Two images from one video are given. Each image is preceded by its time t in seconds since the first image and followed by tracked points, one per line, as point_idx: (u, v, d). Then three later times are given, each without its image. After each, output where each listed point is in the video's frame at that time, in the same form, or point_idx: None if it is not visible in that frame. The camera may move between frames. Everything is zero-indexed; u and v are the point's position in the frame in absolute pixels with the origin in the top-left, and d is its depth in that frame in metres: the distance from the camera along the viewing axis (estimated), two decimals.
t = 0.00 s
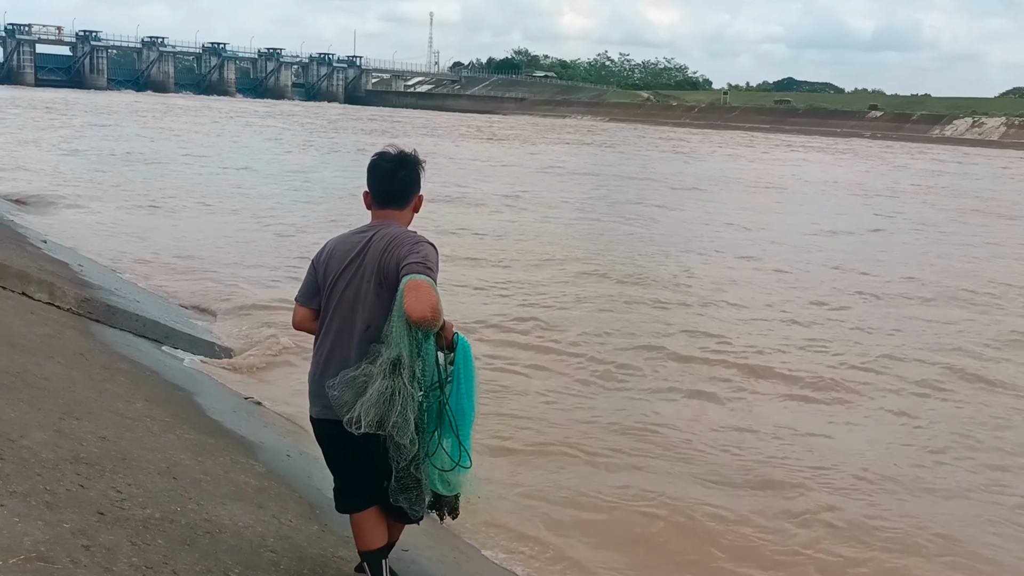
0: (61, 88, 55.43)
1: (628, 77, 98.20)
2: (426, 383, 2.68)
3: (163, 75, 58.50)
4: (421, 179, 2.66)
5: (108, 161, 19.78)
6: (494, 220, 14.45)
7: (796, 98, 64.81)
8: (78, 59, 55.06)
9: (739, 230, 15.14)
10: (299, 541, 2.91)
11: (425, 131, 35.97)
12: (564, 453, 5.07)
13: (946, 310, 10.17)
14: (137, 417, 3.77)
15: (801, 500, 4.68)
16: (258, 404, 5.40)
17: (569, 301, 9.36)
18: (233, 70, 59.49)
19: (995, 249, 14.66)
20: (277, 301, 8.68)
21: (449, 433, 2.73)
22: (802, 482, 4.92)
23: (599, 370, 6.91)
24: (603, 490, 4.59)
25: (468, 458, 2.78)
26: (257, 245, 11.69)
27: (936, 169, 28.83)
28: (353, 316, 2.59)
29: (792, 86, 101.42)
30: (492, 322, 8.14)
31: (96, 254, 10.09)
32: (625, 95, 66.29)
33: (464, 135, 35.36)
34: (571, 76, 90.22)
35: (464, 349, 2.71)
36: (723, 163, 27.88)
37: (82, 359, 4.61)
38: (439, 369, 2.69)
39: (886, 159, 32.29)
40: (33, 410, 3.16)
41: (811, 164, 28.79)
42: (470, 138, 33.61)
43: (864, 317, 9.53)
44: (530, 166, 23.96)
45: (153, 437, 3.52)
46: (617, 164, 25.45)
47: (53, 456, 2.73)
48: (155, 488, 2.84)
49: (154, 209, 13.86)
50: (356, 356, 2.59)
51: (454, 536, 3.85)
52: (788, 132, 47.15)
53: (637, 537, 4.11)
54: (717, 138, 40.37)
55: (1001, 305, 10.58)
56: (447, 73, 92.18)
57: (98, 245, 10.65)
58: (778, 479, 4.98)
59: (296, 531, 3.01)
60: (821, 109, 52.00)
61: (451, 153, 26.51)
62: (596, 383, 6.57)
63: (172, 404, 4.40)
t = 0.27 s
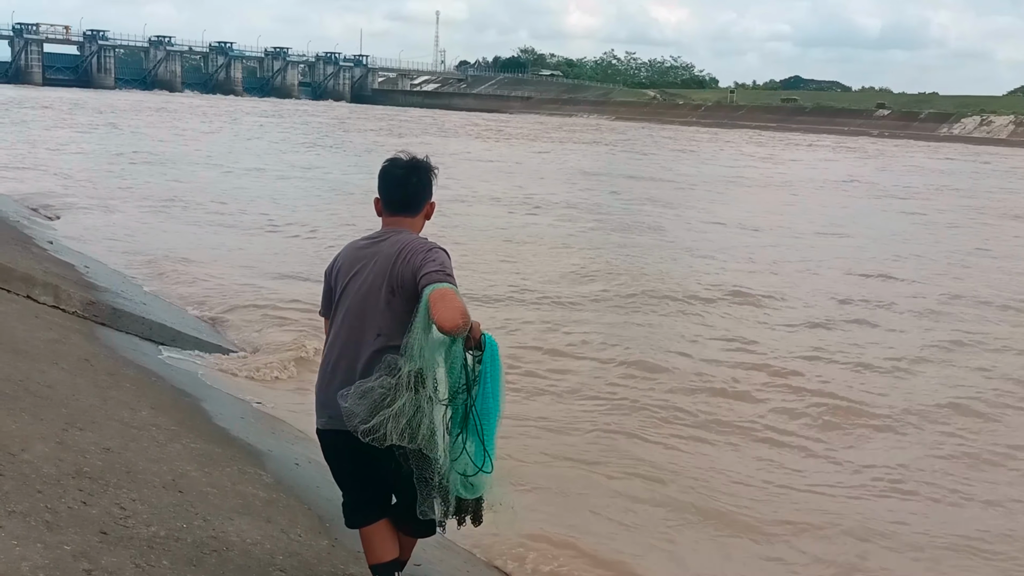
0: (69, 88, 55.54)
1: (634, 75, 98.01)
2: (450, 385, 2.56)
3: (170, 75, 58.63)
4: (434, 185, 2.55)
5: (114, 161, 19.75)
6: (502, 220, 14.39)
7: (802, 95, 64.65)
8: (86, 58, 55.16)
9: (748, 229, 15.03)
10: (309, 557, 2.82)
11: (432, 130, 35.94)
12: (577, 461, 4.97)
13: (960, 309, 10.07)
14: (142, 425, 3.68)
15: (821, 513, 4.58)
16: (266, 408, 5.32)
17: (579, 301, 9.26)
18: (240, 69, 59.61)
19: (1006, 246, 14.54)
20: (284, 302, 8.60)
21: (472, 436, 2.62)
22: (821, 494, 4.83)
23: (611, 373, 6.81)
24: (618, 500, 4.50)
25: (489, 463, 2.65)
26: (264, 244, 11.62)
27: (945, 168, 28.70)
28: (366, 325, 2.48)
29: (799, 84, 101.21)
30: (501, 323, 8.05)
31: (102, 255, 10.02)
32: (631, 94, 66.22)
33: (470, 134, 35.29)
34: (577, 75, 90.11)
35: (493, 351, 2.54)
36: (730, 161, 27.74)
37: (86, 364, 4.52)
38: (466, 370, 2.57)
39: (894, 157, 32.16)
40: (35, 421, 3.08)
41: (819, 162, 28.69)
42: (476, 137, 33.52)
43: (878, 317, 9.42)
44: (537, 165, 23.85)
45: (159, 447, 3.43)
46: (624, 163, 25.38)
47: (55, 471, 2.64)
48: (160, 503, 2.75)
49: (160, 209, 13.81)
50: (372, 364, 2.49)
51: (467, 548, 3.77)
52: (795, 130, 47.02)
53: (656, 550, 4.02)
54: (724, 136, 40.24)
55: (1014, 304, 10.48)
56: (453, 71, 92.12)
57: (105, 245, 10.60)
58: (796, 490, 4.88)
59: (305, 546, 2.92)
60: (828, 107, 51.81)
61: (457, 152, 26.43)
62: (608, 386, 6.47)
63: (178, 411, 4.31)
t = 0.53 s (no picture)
0: (75, 87, 55.64)
1: (639, 74, 97.91)
2: (495, 364, 2.64)
3: (176, 74, 58.68)
4: (450, 187, 2.48)
5: (120, 160, 19.72)
6: (509, 220, 14.32)
7: (809, 94, 64.47)
8: (92, 58, 55.27)
9: (756, 229, 14.93)
10: (318, 569, 2.76)
11: (437, 129, 35.90)
12: (590, 466, 4.90)
13: (972, 308, 9.98)
14: (149, 431, 3.61)
15: (838, 522, 4.51)
16: (273, 412, 5.25)
17: (588, 301, 9.18)
18: (246, 68, 59.66)
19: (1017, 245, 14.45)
20: (291, 302, 8.53)
21: (529, 405, 2.67)
22: (838, 503, 4.75)
23: (622, 374, 6.73)
24: (633, 506, 4.43)
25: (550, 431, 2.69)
26: (270, 244, 11.55)
27: (953, 166, 28.58)
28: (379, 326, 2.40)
29: (804, 82, 100.95)
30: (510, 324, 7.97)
31: (108, 255, 9.96)
32: (637, 92, 66.13)
33: (475, 133, 35.21)
34: (582, 74, 90.01)
35: (531, 319, 2.60)
36: (737, 161, 27.62)
37: (92, 367, 4.46)
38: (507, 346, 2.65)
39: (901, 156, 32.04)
40: (39, 428, 3.01)
41: (826, 161, 28.59)
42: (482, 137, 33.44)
43: (889, 317, 9.33)
44: (543, 165, 23.77)
45: (165, 454, 3.36)
46: (631, 162, 25.31)
47: (59, 481, 2.58)
48: (167, 513, 2.69)
49: (166, 208, 13.75)
50: (378, 366, 2.40)
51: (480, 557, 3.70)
52: (802, 129, 46.90)
53: (674, 557, 3.94)
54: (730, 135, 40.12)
55: None
56: (459, 70, 92.08)
57: (111, 245, 10.54)
58: (813, 498, 4.80)
59: (315, 557, 2.86)
60: (835, 106, 51.64)
61: (463, 152, 26.36)
62: (620, 388, 6.39)
63: (186, 415, 4.24)
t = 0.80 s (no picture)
0: (82, 86, 55.72)
1: (644, 73, 97.75)
2: (510, 383, 2.59)
3: (182, 73, 58.69)
4: (478, 196, 2.40)
5: (126, 159, 19.67)
6: (516, 218, 14.24)
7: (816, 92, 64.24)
8: (99, 57, 55.35)
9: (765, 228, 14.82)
10: None
11: (443, 128, 35.82)
12: (605, 470, 4.81)
13: (986, 308, 9.87)
14: (156, 438, 3.53)
15: (859, 530, 4.41)
16: (282, 415, 5.17)
17: (597, 301, 9.08)
18: (252, 67, 59.66)
19: None
20: (297, 303, 8.45)
21: (550, 422, 2.61)
22: (858, 509, 4.66)
23: (634, 375, 6.63)
24: (650, 513, 4.34)
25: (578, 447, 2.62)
26: (277, 243, 11.48)
27: (961, 165, 28.42)
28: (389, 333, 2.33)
29: (810, 80, 100.68)
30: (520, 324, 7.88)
31: (114, 255, 9.90)
32: (643, 91, 65.97)
33: (481, 132, 35.11)
34: (588, 73, 89.83)
35: (546, 336, 2.53)
36: (744, 159, 27.47)
37: (99, 371, 4.39)
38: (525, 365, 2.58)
39: (909, 155, 31.88)
40: (44, 436, 2.94)
41: (833, 160, 28.47)
42: (487, 136, 33.34)
43: (903, 317, 9.21)
44: (549, 163, 23.67)
45: (173, 461, 3.28)
46: (637, 161, 25.21)
47: (64, 493, 2.51)
48: (175, 525, 2.62)
49: (172, 207, 13.69)
50: (386, 370, 2.33)
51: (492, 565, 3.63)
52: (809, 127, 46.72)
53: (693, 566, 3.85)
54: (736, 134, 39.98)
55: None
56: (464, 68, 91.99)
57: (117, 245, 10.47)
58: (832, 504, 4.71)
59: (326, 569, 2.78)
60: (842, 104, 51.43)
61: (469, 150, 26.27)
62: (632, 389, 6.30)
63: (193, 420, 4.16)
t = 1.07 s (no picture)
0: (87, 85, 55.81)
1: (649, 70, 97.60)
2: (475, 432, 2.45)
3: (187, 72, 58.72)
4: (509, 213, 2.36)
5: (131, 159, 19.64)
6: (523, 218, 14.17)
7: (821, 90, 64.04)
8: (104, 56, 55.41)
9: (773, 226, 14.71)
10: None
11: (448, 127, 35.75)
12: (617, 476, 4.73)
13: (999, 307, 9.76)
14: (162, 447, 3.47)
15: (878, 537, 4.33)
16: (290, 419, 5.10)
17: (606, 301, 9.00)
18: (256, 66, 59.71)
19: None
20: (303, 303, 8.38)
21: (504, 494, 2.47)
22: (876, 515, 4.57)
23: (644, 379, 6.55)
24: (664, 521, 4.26)
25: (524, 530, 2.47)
26: (282, 243, 11.42)
27: (969, 163, 28.25)
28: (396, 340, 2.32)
29: (816, 79, 100.38)
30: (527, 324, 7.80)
31: (119, 255, 9.84)
32: (648, 89, 65.85)
33: (486, 131, 35.02)
34: (592, 71, 89.67)
35: (527, 402, 2.41)
36: (750, 158, 27.33)
37: (104, 377, 4.32)
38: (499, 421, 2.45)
39: (916, 153, 31.71)
40: (48, 448, 2.88)
41: (840, 158, 28.32)
42: (492, 135, 33.26)
43: (914, 317, 9.11)
44: (555, 162, 23.57)
45: (180, 472, 3.22)
46: (643, 160, 25.10)
47: (69, 509, 2.44)
48: (182, 541, 2.55)
49: (178, 207, 13.65)
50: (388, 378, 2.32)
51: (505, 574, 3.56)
52: (815, 126, 46.57)
53: None
54: (741, 133, 39.85)
55: None
56: (469, 66, 91.89)
57: (122, 246, 10.41)
58: (847, 509, 4.63)
59: None
60: (848, 103, 51.24)
61: (474, 149, 26.21)
62: (643, 393, 6.22)
63: (199, 428, 4.10)
